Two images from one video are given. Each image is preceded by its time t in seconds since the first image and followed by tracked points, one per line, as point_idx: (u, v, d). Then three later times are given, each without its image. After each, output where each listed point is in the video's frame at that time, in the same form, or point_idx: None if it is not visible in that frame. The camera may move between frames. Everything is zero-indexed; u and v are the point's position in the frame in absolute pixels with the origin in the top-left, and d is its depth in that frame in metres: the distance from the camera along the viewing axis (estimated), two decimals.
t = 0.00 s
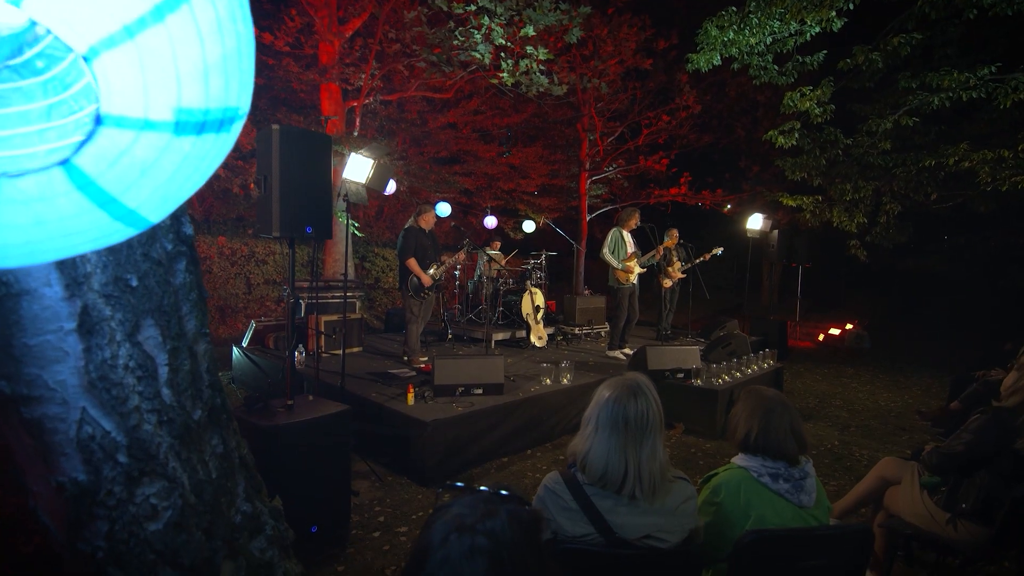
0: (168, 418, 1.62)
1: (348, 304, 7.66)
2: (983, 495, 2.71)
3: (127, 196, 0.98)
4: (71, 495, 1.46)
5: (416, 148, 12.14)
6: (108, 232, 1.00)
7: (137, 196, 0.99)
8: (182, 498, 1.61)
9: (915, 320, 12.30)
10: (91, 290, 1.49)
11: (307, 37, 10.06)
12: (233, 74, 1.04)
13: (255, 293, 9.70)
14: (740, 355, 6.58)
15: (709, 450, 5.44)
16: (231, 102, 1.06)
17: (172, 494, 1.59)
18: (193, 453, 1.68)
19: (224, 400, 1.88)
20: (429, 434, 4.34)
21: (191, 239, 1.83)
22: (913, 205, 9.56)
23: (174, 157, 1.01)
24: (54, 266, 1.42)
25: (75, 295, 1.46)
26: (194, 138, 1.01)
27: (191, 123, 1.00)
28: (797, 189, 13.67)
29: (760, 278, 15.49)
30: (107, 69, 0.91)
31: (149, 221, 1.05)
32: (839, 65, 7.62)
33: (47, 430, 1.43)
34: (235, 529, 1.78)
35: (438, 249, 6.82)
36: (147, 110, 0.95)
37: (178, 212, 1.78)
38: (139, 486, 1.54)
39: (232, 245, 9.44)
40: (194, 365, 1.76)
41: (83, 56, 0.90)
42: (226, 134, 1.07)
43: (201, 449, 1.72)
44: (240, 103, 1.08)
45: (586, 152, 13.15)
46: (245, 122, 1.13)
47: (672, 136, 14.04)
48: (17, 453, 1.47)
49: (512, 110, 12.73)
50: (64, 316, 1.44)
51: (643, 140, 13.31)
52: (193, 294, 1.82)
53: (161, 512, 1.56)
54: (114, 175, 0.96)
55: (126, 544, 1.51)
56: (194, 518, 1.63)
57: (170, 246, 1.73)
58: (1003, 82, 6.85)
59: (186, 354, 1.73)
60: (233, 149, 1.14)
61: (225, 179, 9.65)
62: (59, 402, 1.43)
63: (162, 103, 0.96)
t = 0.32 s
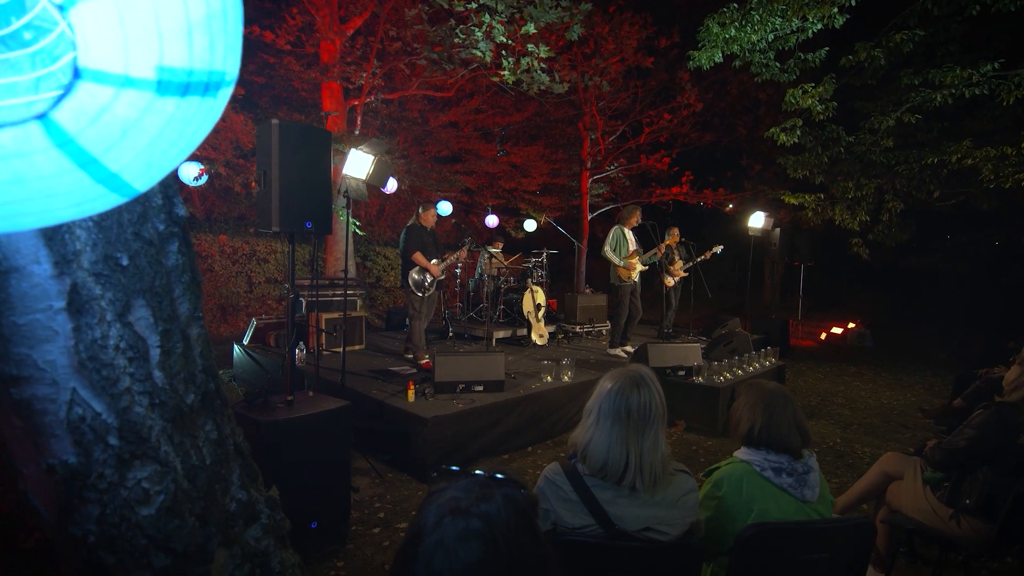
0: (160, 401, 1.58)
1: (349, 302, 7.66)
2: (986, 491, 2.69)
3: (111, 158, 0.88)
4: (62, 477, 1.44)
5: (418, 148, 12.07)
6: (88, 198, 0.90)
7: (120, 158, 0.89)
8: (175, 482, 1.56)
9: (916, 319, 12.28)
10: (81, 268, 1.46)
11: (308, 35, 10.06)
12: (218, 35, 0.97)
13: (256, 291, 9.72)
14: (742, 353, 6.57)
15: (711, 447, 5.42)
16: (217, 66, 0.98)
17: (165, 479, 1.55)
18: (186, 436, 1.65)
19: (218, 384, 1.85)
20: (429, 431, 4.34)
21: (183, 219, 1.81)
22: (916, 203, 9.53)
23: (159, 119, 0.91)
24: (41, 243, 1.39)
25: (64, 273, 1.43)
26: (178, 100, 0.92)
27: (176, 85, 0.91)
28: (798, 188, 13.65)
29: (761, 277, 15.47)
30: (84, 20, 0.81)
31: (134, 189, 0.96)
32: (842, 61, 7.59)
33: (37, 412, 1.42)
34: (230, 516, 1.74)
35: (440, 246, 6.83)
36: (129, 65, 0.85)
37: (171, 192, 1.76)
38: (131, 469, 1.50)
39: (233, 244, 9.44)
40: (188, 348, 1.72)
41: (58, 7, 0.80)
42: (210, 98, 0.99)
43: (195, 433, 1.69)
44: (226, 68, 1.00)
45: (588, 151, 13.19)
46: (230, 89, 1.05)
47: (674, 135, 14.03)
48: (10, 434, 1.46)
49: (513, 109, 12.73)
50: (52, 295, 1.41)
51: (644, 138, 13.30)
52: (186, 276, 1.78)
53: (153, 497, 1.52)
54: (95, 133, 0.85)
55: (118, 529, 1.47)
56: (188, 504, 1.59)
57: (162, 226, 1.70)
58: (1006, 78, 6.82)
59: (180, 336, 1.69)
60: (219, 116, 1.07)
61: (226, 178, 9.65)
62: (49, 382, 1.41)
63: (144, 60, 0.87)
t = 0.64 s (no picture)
0: (149, 382, 1.57)
1: (349, 300, 7.64)
2: (989, 486, 2.67)
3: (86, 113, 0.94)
4: (50, 460, 1.42)
5: (418, 147, 11.93)
6: (65, 157, 0.96)
7: (96, 116, 0.96)
8: (165, 465, 1.54)
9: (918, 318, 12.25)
10: (67, 244, 1.45)
11: (308, 34, 10.05)
12: None
13: (257, 289, 9.72)
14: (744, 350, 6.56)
15: (712, 445, 5.40)
16: (198, 26, 1.07)
17: (155, 462, 1.53)
18: (177, 420, 1.63)
19: (210, 368, 1.83)
20: (428, 428, 4.32)
21: (175, 199, 1.78)
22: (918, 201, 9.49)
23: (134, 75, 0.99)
24: (25, 218, 1.39)
25: (49, 249, 1.42)
26: (160, 55, 1.01)
27: (157, 39, 1.00)
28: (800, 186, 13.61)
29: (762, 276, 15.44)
30: None
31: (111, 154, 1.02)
32: (843, 59, 7.57)
33: (23, 391, 1.41)
34: (222, 504, 1.72)
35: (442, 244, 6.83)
36: (104, 19, 0.94)
37: (161, 170, 1.74)
38: (120, 452, 1.48)
39: (234, 243, 9.44)
40: (178, 330, 1.71)
41: None
42: (192, 60, 1.08)
43: (186, 418, 1.67)
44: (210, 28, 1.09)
45: (589, 150, 13.27)
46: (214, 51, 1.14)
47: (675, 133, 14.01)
48: None
49: (513, 108, 12.74)
50: (38, 271, 1.41)
51: (645, 137, 13.28)
52: (177, 257, 1.76)
53: (143, 480, 1.50)
54: (70, 86, 0.93)
55: (107, 513, 1.45)
56: (178, 488, 1.57)
57: (151, 205, 1.68)
58: (1008, 75, 6.80)
59: (169, 318, 1.67)
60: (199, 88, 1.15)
61: (227, 176, 9.65)
62: (35, 361, 1.41)
63: (121, 14, 0.95)
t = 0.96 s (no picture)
0: (137, 364, 1.57)
1: (350, 298, 7.63)
2: (991, 482, 2.65)
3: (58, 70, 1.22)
4: (36, 441, 1.42)
5: (419, 146, 11.95)
6: (41, 115, 1.23)
7: (70, 73, 1.23)
8: (153, 449, 1.54)
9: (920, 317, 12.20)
10: (52, 220, 1.47)
11: (309, 32, 10.04)
12: None
13: (258, 288, 9.71)
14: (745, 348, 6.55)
15: (712, 442, 5.37)
16: None
17: (143, 445, 1.53)
18: (166, 404, 1.62)
19: (201, 352, 1.83)
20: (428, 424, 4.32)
21: (163, 178, 1.79)
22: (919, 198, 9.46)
23: (111, 35, 1.28)
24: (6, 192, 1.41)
25: (34, 224, 1.44)
26: (130, 15, 1.31)
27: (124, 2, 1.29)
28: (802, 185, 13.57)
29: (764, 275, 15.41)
30: None
31: (93, 118, 1.32)
32: (844, 56, 7.54)
33: (9, 370, 1.42)
34: (213, 490, 1.70)
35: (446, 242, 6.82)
36: None
37: (148, 149, 1.74)
38: (108, 434, 1.49)
39: (235, 241, 9.45)
40: (167, 312, 1.70)
41: None
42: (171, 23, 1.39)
43: (175, 402, 1.66)
44: None
45: (590, 148, 13.22)
46: (192, 13, 1.45)
47: (676, 132, 14.00)
48: None
49: (514, 107, 12.77)
50: (22, 248, 1.43)
51: (647, 136, 13.27)
52: (165, 238, 1.75)
53: (131, 464, 1.50)
54: (42, 41, 1.19)
55: (94, 496, 1.45)
56: (167, 472, 1.56)
57: (139, 183, 1.68)
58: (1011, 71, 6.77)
59: (158, 299, 1.67)
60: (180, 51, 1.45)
61: (228, 175, 9.68)
62: (20, 340, 1.42)
63: None
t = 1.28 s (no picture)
0: (121, 346, 1.56)
1: (349, 295, 7.61)
2: (992, 478, 2.60)
3: (24, 28, 1.52)
4: (18, 425, 1.42)
5: (419, 145, 11.94)
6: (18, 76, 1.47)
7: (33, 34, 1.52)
8: (138, 434, 1.53)
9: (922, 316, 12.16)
10: (32, 198, 1.46)
11: (308, 30, 10.01)
12: None
13: (258, 287, 9.70)
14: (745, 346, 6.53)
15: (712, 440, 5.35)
16: None
17: (127, 429, 1.52)
18: (152, 389, 1.62)
19: (187, 337, 1.81)
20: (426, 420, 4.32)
21: (147, 159, 1.78)
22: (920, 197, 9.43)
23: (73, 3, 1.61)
24: None
25: (13, 202, 1.44)
26: None
27: None
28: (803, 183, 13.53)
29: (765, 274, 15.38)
30: None
31: (67, 84, 1.56)
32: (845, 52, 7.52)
33: None
34: (201, 478, 1.68)
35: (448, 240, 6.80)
36: None
37: (132, 129, 1.73)
38: (90, 417, 1.47)
39: (235, 240, 9.45)
40: (152, 296, 1.70)
41: None
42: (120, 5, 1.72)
43: (161, 387, 1.65)
44: None
45: (591, 147, 13.02)
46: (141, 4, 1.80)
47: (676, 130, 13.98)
48: None
49: (514, 106, 12.79)
50: (3, 227, 1.43)
51: (647, 135, 13.25)
52: (150, 220, 1.74)
53: (115, 449, 1.49)
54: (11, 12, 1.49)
55: (78, 481, 1.44)
56: (153, 458, 1.55)
57: (122, 163, 1.67)
58: (1012, 68, 6.74)
59: (142, 282, 1.66)
60: (140, 24, 1.81)
61: (227, 173, 9.66)
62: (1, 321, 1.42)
63: None
